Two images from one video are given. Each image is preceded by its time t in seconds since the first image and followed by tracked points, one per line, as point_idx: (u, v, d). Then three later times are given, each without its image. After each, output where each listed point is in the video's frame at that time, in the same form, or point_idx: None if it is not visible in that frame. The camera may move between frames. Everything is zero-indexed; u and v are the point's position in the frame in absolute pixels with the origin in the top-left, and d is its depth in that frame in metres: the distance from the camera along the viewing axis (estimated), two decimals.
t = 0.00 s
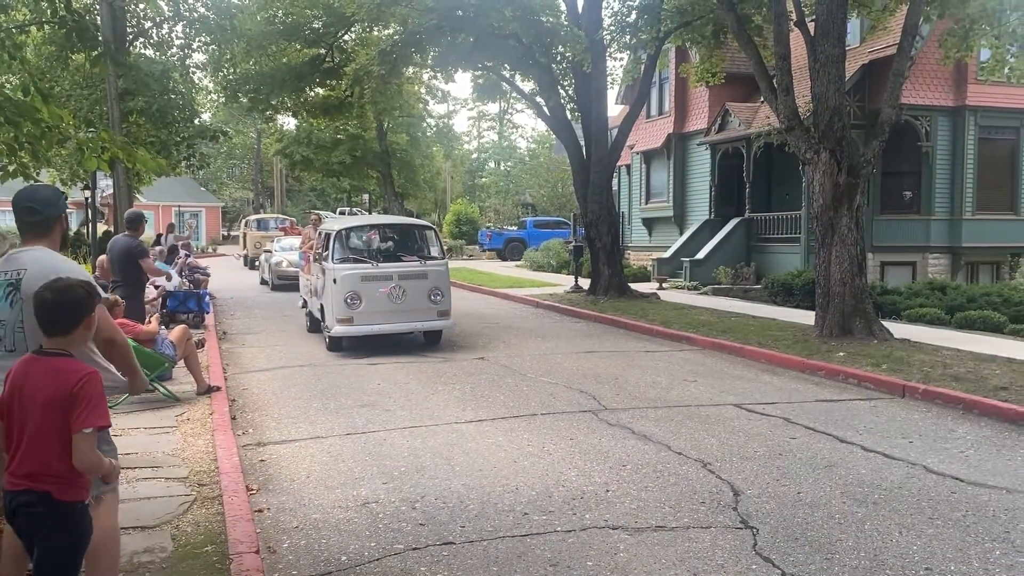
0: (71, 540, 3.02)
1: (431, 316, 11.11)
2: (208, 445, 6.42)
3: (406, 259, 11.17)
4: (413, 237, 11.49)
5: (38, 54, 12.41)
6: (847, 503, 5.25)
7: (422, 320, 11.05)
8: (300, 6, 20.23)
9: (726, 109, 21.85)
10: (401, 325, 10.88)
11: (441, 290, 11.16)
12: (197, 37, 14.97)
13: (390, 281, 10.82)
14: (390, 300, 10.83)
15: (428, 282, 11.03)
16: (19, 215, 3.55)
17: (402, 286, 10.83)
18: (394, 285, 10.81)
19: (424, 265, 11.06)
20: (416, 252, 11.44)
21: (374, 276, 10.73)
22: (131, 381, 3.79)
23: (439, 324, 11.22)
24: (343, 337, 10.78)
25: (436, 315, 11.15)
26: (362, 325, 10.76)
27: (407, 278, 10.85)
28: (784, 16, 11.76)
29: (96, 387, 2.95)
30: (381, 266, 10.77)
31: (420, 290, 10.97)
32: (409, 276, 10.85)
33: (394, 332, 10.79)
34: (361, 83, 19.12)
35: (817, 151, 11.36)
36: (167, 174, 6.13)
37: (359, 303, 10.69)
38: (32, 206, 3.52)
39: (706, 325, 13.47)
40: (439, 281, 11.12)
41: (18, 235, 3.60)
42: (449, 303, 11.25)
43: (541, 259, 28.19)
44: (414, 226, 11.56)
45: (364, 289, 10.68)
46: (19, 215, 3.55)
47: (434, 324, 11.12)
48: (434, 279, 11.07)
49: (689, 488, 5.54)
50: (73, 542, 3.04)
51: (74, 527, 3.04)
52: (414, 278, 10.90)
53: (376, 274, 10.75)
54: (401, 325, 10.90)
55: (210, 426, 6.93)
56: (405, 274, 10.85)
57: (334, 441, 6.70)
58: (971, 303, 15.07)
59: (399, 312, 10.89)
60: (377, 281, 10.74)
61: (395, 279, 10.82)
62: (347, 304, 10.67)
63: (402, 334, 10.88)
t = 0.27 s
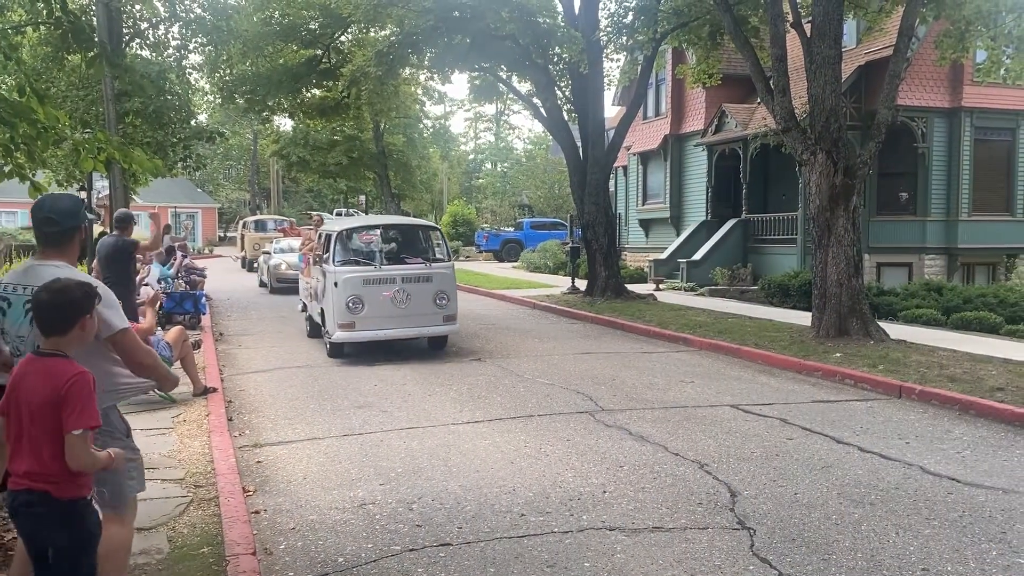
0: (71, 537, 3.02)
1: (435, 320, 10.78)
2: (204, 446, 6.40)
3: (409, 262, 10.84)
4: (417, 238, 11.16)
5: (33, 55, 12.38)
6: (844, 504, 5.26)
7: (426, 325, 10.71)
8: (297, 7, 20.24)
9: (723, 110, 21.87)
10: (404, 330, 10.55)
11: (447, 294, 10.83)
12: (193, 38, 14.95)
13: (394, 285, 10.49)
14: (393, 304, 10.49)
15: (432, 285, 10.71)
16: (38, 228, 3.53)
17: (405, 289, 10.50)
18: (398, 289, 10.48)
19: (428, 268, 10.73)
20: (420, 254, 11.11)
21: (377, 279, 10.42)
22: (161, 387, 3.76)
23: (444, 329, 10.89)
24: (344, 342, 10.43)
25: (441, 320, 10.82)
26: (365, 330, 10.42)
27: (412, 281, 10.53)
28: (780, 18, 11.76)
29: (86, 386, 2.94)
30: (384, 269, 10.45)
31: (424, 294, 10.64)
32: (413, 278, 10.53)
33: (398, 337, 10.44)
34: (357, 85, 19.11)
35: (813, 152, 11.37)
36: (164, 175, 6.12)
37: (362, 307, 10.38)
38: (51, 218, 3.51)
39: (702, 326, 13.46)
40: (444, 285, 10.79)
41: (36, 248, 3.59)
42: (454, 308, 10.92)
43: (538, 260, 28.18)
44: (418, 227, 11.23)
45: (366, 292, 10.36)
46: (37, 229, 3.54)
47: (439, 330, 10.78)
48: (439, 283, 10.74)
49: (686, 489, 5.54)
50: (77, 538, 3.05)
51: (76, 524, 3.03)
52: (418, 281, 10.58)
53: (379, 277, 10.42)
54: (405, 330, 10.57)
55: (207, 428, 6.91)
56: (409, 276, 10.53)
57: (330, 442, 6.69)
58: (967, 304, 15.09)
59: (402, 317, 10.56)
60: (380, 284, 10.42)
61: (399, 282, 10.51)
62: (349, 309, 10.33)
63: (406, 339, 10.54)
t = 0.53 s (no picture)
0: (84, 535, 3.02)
1: (443, 326, 10.41)
2: (202, 448, 6.40)
3: (415, 265, 10.46)
4: (423, 240, 10.78)
5: (32, 56, 12.38)
6: (843, 506, 5.26)
7: (433, 331, 10.34)
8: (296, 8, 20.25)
9: (721, 112, 21.90)
10: (410, 335, 10.18)
11: (454, 298, 10.46)
12: (191, 40, 14.95)
13: (399, 289, 10.13)
14: (399, 309, 10.12)
15: (439, 289, 10.34)
16: (39, 231, 3.52)
17: (411, 294, 10.14)
18: (403, 293, 10.12)
19: (434, 271, 10.37)
20: (426, 256, 10.73)
21: (381, 283, 10.06)
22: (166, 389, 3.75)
23: (451, 335, 10.51)
24: (348, 349, 10.04)
25: (448, 325, 10.45)
26: (369, 336, 10.03)
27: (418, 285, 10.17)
28: (779, 20, 11.78)
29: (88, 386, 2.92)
30: (389, 273, 10.09)
31: (431, 298, 10.28)
32: (419, 282, 10.18)
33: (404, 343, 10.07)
34: (356, 86, 19.12)
35: (811, 154, 11.38)
36: (162, 177, 6.11)
37: (366, 312, 10.00)
38: (52, 222, 3.51)
39: (701, 327, 13.47)
40: (451, 288, 10.43)
41: (36, 252, 3.57)
42: (462, 313, 10.55)
43: (537, 261, 28.19)
44: (423, 228, 10.85)
45: (371, 297, 9.99)
46: (37, 234, 3.54)
47: (447, 335, 10.41)
48: (446, 287, 10.38)
49: (684, 491, 5.54)
50: (92, 534, 3.04)
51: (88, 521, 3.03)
52: (424, 285, 10.21)
53: (384, 281, 10.06)
54: (411, 336, 10.20)
55: (205, 429, 6.91)
56: (415, 280, 10.18)
57: (329, 444, 6.69)
58: (965, 306, 15.10)
59: (408, 323, 10.19)
60: (385, 289, 10.06)
61: (404, 286, 10.15)
62: (352, 314, 9.96)
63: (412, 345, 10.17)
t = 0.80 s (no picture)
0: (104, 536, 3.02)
1: (453, 332, 9.86)
2: (202, 450, 6.39)
3: (424, 268, 9.93)
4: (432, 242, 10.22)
5: (33, 58, 12.39)
6: (843, 509, 5.26)
7: (443, 338, 9.79)
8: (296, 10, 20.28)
9: (721, 114, 21.92)
10: (419, 342, 9.64)
11: (466, 303, 9.93)
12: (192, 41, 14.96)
13: (407, 293, 9.60)
14: (406, 315, 9.59)
15: (449, 294, 9.81)
16: (42, 232, 3.53)
17: (420, 298, 9.61)
18: (411, 297, 9.60)
19: (444, 274, 9.84)
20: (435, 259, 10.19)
21: (388, 287, 9.54)
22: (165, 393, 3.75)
23: (462, 342, 9.96)
24: (353, 357, 9.51)
25: (459, 332, 9.90)
26: (376, 343, 9.50)
27: (426, 289, 9.64)
28: (779, 22, 11.78)
29: (108, 387, 2.94)
30: (396, 276, 9.58)
31: (440, 303, 9.74)
32: (428, 286, 9.66)
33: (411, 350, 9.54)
34: (356, 88, 19.13)
35: (811, 157, 11.38)
36: (163, 178, 6.11)
37: (372, 318, 9.47)
38: (56, 223, 3.52)
39: (700, 329, 13.47)
40: (462, 293, 9.88)
41: (39, 253, 3.57)
42: (474, 319, 10.00)
43: (537, 263, 28.19)
44: (432, 228, 10.31)
45: (377, 302, 9.47)
46: (41, 235, 3.54)
47: (458, 342, 9.85)
48: (456, 291, 9.84)
49: (685, 493, 5.54)
50: (108, 535, 3.04)
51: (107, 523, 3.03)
52: (433, 289, 9.68)
53: (390, 285, 9.54)
54: (420, 343, 9.66)
55: (206, 431, 6.91)
56: (424, 284, 9.66)
57: (329, 446, 6.68)
58: (965, 308, 15.11)
59: (417, 329, 9.66)
60: (392, 293, 9.54)
61: (412, 290, 9.62)
62: (357, 320, 9.44)
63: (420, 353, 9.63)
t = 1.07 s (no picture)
0: (117, 541, 3.02)
1: (467, 341, 9.28)
2: (204, 452, 6.39)
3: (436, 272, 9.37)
4: (443, 244, 9.66)
5: (35, 59, 12.41)
6: (845, 512, 5.26)
7: (456, 347, 9.22)
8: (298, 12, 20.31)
9: (723, 117, 21.94)
10: (430, 352, 9.07)
11: (480, 310, 9.35)
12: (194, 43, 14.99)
13: (418, 300, 9.03)
14: (417, 322, 9.03)
15: (462, 300, 9.24)
16: (46, 234, 3.53)
17: (432, 305, 9.04)
18: (422, 304, 9.03)
19: (458, 280, 9.27)
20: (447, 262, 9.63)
21: (398, 293, 8.99)
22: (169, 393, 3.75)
23: (476, 351, 9.38)
24: (360, 367, 8.98)
25: (473, 341, 9.32)
26: (384, 352, 8.96)
27: (438, 295, 9.08)
28: (781, 25, 11.80)
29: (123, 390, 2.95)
30: (407, 281, 9.03)
31: (453, 311, 9.17)
32: (440, 292, 9.09)
33: (422, 360, 8.98)
34: (358, 90, 19.14)
35: (813, 160, 11.39)
36: (165, 181, 6.11)
37: (380, 325, 8.92)
38: (60, 225, 3.52)
39: (702, 332, 13.47)
40: (476, 300, 9.31)
41: (43, 254, 3.58)
42: (488, 327, 9.43)
43: (538, 265, 28.19)
44: (445, 230, 9.75)
45: (386, 309, 8.93)
46: (45, 236, 3.54)
47: (471, 352, 9.28)
48: (470, 298, 9.26)
49: (687, 497, 5.54)
50: (120, 539, 3.04)
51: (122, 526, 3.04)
52: (445, 295, 9.11)
53: (400, 291, 8.99)
54: (431, 353, 9.09)
55: (208, 433, 6.91)
56: (436, 290, 9.09)
57: (331, 448, 6.68)
58: (967, 311, 15.10)
59: (428, 338, 9.09)
60: (402, 300, 8.98)
61: (424, 296, 9.06)
62: (365, 327, 8.90)
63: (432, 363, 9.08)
